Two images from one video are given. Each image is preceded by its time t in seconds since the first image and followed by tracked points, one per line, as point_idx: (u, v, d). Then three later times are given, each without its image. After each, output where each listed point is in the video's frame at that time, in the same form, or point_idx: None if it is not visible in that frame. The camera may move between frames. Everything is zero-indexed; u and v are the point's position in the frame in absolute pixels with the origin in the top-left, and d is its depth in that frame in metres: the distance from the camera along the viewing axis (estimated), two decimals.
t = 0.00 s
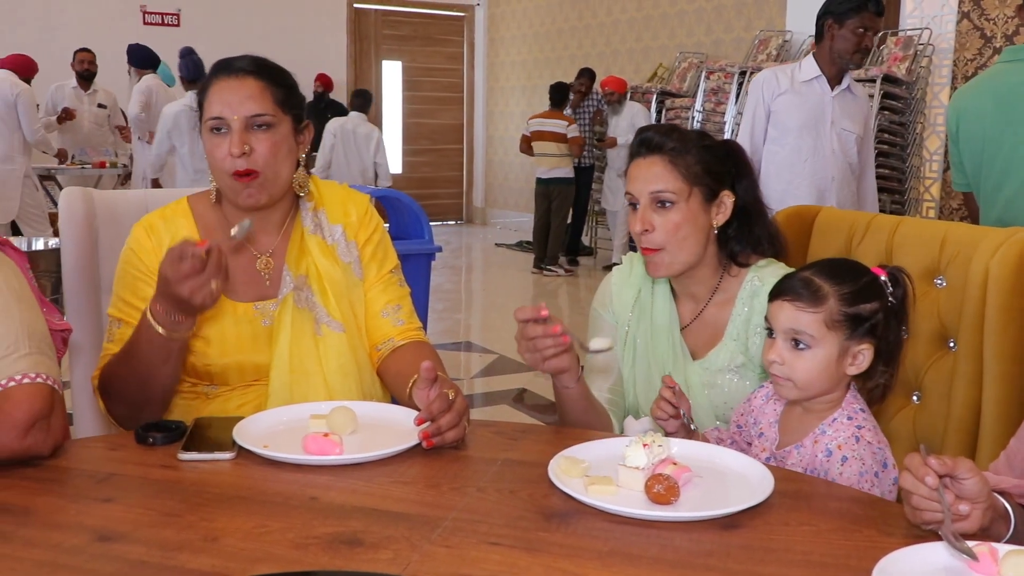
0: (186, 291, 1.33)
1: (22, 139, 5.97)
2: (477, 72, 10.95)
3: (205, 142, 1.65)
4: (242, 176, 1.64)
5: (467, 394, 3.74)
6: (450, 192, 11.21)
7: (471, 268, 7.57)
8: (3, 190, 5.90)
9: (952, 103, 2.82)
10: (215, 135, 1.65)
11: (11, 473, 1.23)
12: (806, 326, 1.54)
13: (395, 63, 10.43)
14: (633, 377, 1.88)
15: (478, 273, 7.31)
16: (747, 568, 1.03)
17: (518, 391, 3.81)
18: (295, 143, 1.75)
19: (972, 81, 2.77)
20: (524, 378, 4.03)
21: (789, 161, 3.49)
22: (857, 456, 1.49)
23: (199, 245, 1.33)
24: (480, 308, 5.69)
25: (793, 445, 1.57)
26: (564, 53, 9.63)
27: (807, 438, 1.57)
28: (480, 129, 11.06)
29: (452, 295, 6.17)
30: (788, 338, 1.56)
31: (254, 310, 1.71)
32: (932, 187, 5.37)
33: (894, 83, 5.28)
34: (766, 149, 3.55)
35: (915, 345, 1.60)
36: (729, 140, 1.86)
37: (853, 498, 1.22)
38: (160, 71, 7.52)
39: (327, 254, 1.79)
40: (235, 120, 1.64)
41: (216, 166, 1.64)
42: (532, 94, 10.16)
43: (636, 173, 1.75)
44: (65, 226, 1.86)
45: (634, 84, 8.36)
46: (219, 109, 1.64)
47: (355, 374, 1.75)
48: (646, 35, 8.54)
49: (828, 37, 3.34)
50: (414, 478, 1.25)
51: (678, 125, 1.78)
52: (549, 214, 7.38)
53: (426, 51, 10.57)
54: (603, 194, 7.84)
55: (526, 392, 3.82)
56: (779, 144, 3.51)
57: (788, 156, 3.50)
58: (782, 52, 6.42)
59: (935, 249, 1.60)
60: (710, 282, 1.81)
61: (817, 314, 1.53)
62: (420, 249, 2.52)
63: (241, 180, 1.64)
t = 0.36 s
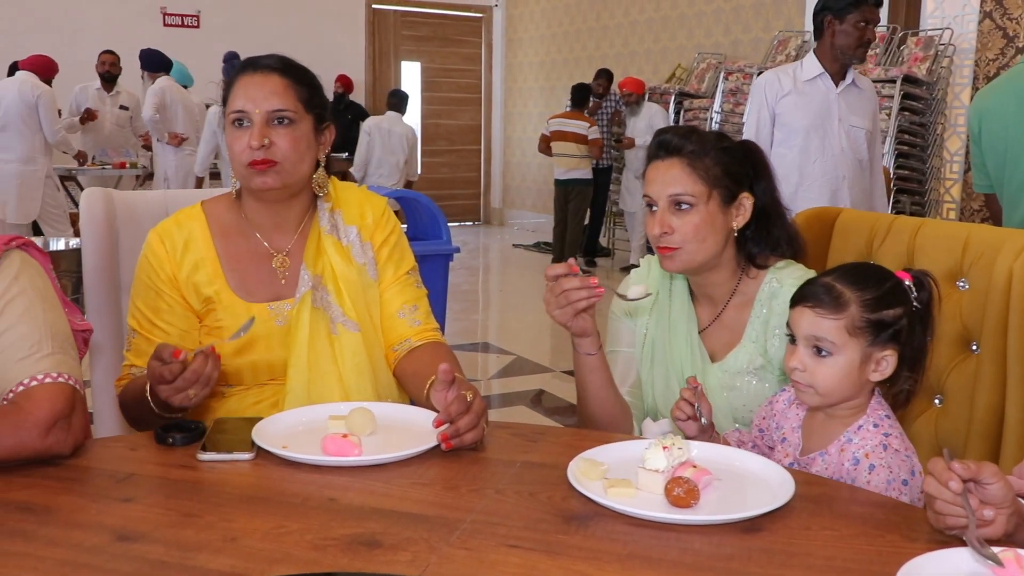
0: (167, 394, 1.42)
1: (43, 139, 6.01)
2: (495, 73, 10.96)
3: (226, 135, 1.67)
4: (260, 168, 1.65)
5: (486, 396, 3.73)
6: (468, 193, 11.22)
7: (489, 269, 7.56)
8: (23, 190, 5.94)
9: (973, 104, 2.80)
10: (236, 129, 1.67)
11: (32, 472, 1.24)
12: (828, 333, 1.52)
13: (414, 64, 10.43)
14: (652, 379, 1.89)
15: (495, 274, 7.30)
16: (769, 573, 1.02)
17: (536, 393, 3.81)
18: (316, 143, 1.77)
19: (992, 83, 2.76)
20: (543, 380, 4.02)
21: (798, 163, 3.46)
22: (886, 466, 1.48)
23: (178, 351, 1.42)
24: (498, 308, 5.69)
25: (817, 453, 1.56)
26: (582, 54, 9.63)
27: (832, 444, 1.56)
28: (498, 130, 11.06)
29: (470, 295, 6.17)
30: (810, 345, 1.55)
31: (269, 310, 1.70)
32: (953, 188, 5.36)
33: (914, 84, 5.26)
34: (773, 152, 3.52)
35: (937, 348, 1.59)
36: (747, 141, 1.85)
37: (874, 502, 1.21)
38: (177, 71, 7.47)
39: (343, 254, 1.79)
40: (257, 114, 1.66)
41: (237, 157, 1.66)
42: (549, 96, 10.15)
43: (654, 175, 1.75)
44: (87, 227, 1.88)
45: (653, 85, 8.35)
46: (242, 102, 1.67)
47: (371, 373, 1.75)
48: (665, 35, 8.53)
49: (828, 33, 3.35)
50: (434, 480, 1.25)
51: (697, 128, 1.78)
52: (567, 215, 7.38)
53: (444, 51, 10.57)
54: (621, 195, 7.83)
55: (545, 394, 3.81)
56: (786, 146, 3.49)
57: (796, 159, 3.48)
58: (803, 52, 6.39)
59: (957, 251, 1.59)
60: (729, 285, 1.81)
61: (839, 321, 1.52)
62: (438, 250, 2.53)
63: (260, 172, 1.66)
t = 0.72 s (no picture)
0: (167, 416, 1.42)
1: (63, 140, 6.05)
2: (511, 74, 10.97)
3: (245, 134, 1.69)
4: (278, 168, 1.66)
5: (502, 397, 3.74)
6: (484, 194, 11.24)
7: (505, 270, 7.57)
8: (44, 190, 5.99)
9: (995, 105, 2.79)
10: (254, 129, 1.68)
11: (52, 471, 1.25)
12: (845, 337, 1.52)
13: (434, 64, 10.45)
14: (671, 381, 1.89)
15: (512, 275, 7.31)
16: None
17: (553, 395, 3.80)
18: (332, 144, 1.78)
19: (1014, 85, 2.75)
20: (559, 381, 4.02)
21: (804, 167, 3.44)
22: (910, 470, 1.47)
23: (172, 372, 1.42)
24: (515, 309, 5.69)
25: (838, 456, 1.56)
26: (599, 55, 9.63)
27: (854, 447, 1.55)
28: (516, 131, 11.07)
29: (486, 297, 6.18)
30: (828, 350, 1.54)
31: (287, 309, 1.71)
32: (973, 191, 5.33)
33: (934, 85, 5.24)
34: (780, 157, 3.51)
35: (957, 352, 1.57)
36: (763, 142, 1.84)
37: (894, 507, 1.20)
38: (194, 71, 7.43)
39: (359, 254, 1.79)
40: (274, 112, 1.67)
41: (255, 157, 1.67)
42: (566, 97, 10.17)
43: (671, 179, 1.74)
44: (106, 226, 1.88)
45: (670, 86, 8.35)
46: (259, 102, 1.68)
47: (387, 374, 1.75)
48: (682, 36, 8.53)
49: (827, 34, 3.35)
50: (451, 482, 1.25)
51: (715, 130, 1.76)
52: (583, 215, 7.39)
53: (463, 52, 10.60)
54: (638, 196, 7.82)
55: (562, 395, 3.81)
56: (792, 151, 3.47)
57: (803, 163, 3.46)
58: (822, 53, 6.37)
59: (978, 253, 1.57)
60: (747, 287, 1.81)
61: (856, 326, 1.51)
62: (456, 251, 2.53)
63: (276, 171, 1.66)
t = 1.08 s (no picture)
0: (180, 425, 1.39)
1: (83, 140, 6.10)
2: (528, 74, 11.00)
3: (266, 135, 1.69)
4: (296, 168, 1.66)
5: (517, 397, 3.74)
6: (500, 195, 11.26)
7: (521, 270, 7.59)
8: (64, 190, 6.04)
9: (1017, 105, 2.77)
10: (275, 129, 1.69)
11: (70, 469, 1.25)
12: (863, 335, 1.51)
13: (454, 64, 10.49)
14: (688, 382, 1.89)
15: (527, 275, 7.32)
16: None
17: (568, 395, 3.80)
18: (352, 143, 1.78)
19: None
20: (572, 382, 4.02)
21: (814, 169, 3.44)
22: (933, 467, 1.46)
23: (180, 380, 1.41)
24: (531, 310, 5.69)
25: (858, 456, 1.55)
26: (616, 55, 9.64)
27: (875, 446, 1.54)
28: (532, 132, 11.08)
29: (502, 297, 6.19)
30: (845, 348, 1.54)
31: (304, 307, 1.71)
32: (992, 192, 5.32)
33: (953, 86, 5.22)
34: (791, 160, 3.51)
35: (977, 354, 1.56)
36: (781, 144, 1.83)
37: (913, 509, 1.19)
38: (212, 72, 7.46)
39: (378, 253, 1.80)
40: (294, 113, 1.68)
41: (274, 157, 1.67)
42: (583, 98, 10.18)
43: (689, 185, 1.74)
44: (126, 226, 1.90)
45: (687, 86, 8.35)
46: (279, 103, 1.68)
47: (404, 373, 1.75)
48: (700, 36, 8.53)
49: (833, 34, 3.34)
50: (468, 482, 1.24)
51: (733, 135, 1.76)
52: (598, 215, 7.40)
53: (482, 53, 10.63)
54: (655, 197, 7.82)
55: (577, 395, 3.81)
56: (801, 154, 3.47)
57: (812, 166, 3.45)
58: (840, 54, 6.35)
59: (1000, 255, 1.56)
60: (766, 289, 1.80)
61: (873, 324, 1.50)
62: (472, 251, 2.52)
63: (295, 171, 1.67)
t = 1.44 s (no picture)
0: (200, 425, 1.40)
1: (99, 140, 6.13)
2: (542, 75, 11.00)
3: (285, 136, 1.70)
4: (315, 170, 1.67)
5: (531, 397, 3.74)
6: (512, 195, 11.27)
7: (534, 271, 7.59)
8: (80, 190, 6.08)
9: None
10: (294, 130, 1.69)
11: (87, 467, 1.25)
12: (879, 333, 1.50)
13: (473, 64, 10.36)
14: (703, 383, 1.90)
15: (540, 276, 7.32)
16: None
17: (580, 395, 3.80)
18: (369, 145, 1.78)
19: None
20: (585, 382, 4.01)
21: (828, 171, 3.43)
22: (951, 469, 1.46)
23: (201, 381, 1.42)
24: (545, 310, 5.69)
25: (875, 459, 1.54)
26: (631, 55, 9.64)
27: (892, 449, 1.53)
28: (547, 132, 11.09)
29: (516, 297, 6.19)
30: (861, 346, 1.53)
31: (321, 306, 1.71)
32: (1010, 193, 5.30)
33: (971, 86, 5.20)
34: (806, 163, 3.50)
35: (995, 356, 1.55)
36: (795, 146, 1.82)
37: (930, 512, 1.18)
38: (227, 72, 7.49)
39: (395, 252, 1.80)
40: (314, 114, 1.68)
41: (293, 157, 1.68)
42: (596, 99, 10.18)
43: (702, 192, 1.73)
44: (142, 227, 1.92)
45: (702, 86, 8.34)
46: (300, 103, 1.68)
47: (420, 373, 1.76)
48: (715, 36, 8.52)
49: (848, 37, 3.32)
50: (482, 483, 1.24)
51: (746, 141, 1.74)
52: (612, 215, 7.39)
53: (500, 53, 10.57)
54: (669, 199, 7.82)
55: (589, 396, 3.80)
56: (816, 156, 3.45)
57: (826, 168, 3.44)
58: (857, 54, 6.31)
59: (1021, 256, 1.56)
60: (781, 292, 1.80)
61: (890, 321, 1.49)
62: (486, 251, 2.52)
63: (314, 172, 1.67)
